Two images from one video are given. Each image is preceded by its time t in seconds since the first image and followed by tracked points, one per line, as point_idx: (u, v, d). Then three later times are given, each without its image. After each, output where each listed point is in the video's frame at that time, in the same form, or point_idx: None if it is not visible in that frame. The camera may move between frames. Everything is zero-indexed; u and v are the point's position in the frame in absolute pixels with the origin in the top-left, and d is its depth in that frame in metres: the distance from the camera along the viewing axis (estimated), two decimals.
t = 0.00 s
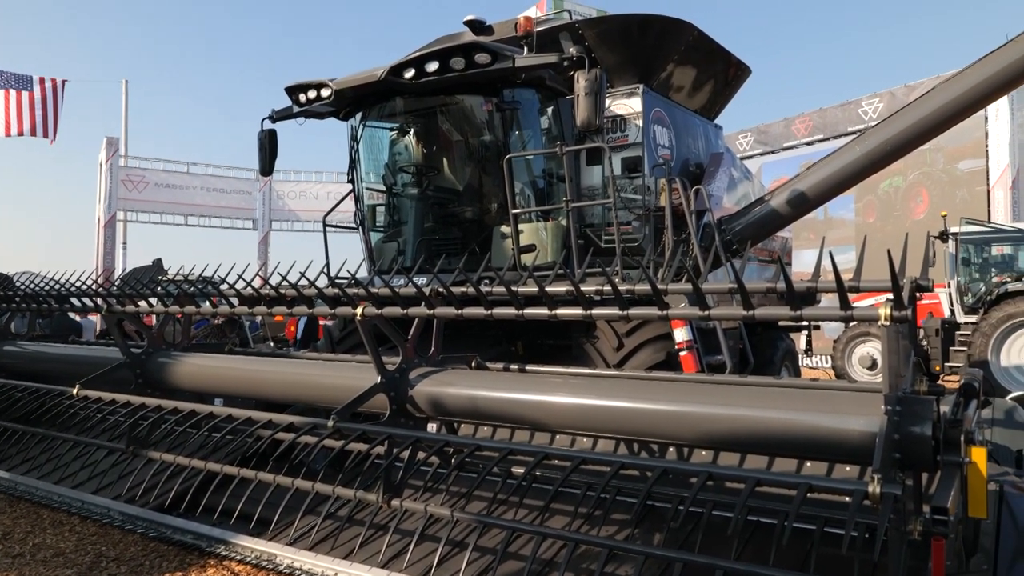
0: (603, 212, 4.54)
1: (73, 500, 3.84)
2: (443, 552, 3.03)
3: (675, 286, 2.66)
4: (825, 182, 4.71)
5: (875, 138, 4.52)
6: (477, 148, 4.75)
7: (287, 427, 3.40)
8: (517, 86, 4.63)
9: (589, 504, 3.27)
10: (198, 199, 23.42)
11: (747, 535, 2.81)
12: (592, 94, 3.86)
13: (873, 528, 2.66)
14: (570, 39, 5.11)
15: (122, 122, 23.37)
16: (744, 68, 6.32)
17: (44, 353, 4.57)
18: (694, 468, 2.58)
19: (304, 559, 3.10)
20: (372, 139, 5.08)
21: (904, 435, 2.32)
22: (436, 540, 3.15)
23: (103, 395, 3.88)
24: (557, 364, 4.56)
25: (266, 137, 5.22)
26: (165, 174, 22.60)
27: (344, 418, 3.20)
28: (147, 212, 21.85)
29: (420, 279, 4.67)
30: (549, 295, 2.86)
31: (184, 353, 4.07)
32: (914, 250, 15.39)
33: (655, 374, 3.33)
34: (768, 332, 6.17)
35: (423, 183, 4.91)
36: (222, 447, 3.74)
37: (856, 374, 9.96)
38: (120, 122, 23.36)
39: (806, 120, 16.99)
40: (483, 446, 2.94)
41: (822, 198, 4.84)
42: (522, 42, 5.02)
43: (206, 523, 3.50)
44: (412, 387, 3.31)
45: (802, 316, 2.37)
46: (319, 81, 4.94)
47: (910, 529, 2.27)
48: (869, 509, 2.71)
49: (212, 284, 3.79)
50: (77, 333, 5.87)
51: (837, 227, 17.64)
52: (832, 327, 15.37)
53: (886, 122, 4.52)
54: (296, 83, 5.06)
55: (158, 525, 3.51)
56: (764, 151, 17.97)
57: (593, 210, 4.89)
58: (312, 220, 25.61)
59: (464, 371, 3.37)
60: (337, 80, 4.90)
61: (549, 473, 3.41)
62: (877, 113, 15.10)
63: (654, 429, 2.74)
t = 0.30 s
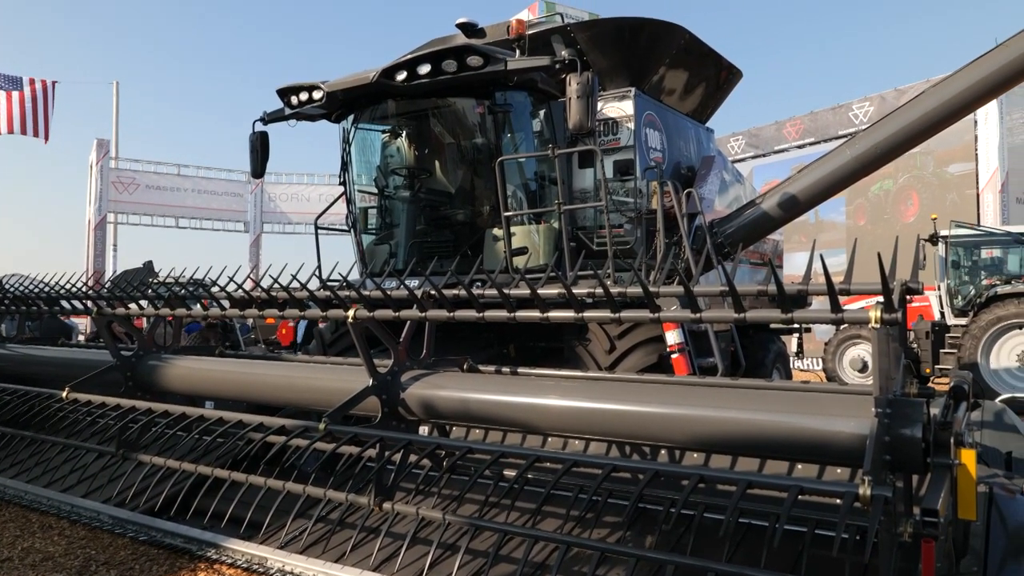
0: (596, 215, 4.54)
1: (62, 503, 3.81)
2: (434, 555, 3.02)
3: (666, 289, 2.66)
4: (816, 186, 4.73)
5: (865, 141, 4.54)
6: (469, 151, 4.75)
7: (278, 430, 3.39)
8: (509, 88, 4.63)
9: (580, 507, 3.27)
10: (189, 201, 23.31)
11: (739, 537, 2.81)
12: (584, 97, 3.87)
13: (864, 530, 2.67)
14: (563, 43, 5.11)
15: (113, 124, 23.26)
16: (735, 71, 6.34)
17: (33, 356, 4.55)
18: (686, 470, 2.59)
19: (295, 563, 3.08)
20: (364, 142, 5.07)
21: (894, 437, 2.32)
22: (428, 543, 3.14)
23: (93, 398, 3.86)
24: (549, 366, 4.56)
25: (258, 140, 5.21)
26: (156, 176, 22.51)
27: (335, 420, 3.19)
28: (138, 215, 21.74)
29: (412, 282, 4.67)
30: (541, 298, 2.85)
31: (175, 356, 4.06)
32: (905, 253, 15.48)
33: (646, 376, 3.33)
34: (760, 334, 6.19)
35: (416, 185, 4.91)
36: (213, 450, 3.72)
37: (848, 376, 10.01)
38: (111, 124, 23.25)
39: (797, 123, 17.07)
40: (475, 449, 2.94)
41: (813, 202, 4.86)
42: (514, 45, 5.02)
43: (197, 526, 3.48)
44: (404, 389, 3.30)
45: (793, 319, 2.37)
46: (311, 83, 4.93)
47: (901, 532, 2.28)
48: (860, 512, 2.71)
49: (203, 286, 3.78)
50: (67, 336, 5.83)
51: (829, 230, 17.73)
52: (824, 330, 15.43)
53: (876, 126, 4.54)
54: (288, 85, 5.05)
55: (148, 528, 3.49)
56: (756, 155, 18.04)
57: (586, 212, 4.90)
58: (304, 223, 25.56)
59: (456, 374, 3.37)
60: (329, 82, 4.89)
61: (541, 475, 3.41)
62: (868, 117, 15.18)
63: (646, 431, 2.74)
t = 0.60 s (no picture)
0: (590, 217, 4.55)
1: (55, 505, 3.80)
2: (429, 557, 3.02)
3: (661, 291, 2.66)
4: (810, 187, 4.75)
5: (859, 143, 4.56)
6: (463, 153, 4.75)
7: (272, 431, 3.38)
8: (504, 90, 4.63)
9: (575, 509, 3.27)
10: (183, 202, 23.26)
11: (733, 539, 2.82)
12: (579, 98, 3.87)
13: (857, 531, 2.67)
14: (557, 45, 5.11)
15: (107, 125, 23.19)
16: (729, 73, 6.35)
17: (26, 357, 4.53)
18: (680, 471, 2.59)
19: (289, 565, 3.07)
20: (359, 143, 5.07)
21: (888, 439, 2.33)
22: (422, 545, 3.13)
23: (86, 400, 3.85)
24: (543, 368, 4.56)
25: (252, 141, 5.21)
26: (150, 177, 22.44)
27: (330, 422, 3.18)
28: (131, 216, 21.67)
29: (406, 283, 4.67)
30: (536, 300, 2.85)
31: (169, 358, 4.05)
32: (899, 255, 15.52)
33: (640, 377, 3.33)
34: (754, 336, 6.20)
35: (410, 187, 4.90)
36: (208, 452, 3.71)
37: (842, 378, 10.03)
38: (105, 125, 23.18)
39: (791, 126, 17.13)
40: (469, 451, 2.94)
41: (807, 203, 4.88)
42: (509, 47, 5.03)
43: (190, 528, 3.47)
44: (399, 391, 3.30)
45: (786, 320, 2.37)
46: (305, 85, 4.93)
47: (894, 532, 2.28)
48: (854, 513, 2.72)
49: (198, 287, 3.77)
50: (60, 338, 5.81)
51: (823, 232, 17.78)
52: (819, 331, 15.46)
53: (870, 128, 4.56)
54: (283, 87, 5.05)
55: (142, 530, 3.48)
56: (750, 157, 18.09)
57: (580, 214, 4.90)
58: (299, 225, 25.52)
59: (451, 375, 3.36)
60: (324, 84, 4.88)
61: (535, 477, 3.40)
62: (862, 119, 15.24)
63: (641, 433, 2.74)
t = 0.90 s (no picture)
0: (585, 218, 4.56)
1: (48, 507, 3.78)
2: (423, 559, 3.02)
3: (655, 292, 2.66)
4: (804, 189, 4.76)
5: (852, 145, 4.57)
6: (458, 154, 4.75)
7: (266, 433, 3.38)
8: (498, 91, 4.63)
9: (569, 510, 3.27)
10: (176, 203, 23.20)
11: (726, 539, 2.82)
12: (573, 99, 3.88)
13: (850, 531, 2.68)
14: (552, 46, 5.09)
15: (99, 125, 23.11)
16: (723, 74, 6.36)
17: (19, 358, 4.52)
18: (674, 472, 2.59)
19: (283, 566, 3.07)
20: (353, 144, 5.06)
21: (881, 440, 2.34)
22: (417, 546, 3.13)
23: (79, 402, 3.83)
24: (537, 369, 4.56)
25: (246, 142, 5.19)
26: (143, 177, 22.38)
27: (324, 423, 3.17)
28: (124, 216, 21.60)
29: (401, 284, 4.67)
30: (530, 301, 2.85)
31: (163, 359, 4.04)
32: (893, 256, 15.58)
33: (634, 378, 3.34)
34: (748, 337, 6.21)
35: (405, 188, 4.90)
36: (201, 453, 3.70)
37: (835, 379, 10.07)
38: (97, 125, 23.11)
39: (785, 127, 17.18)
40: (464, 452, 2.94)
41: (801, 204, 4.89)
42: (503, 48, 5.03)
43: (184, 530, 3.46)
44: (393, 392, 3.29)
45: (781, 322, 2.37)
46: (299, 85, 4.92)
47: (888, 533, 2.29)
48: (847, 513, 2.73)
49: (191, 288, 3.76)
50: (53, 339, 5.79)
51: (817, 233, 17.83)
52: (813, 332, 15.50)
53: (864, 129, 4.57)
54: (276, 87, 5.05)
55: (135, 532, 3.47)
56: (744, 158, 18.13)
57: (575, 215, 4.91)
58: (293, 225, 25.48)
59: (445, 377, 3.36)
60: (318, 84, 4.87)
61: (529, 478, 3.40)
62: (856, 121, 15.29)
63: (635, 434, 2.74)
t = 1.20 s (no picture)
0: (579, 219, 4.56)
1: (39, 509, 3.77)
2: (416, 560, 3.01)
3: (649, 293, 2.66)
4: (797, 190, 4.77)
5: (845, 146, 4.59)
6: (452, 155, 4.75)
7: (259, 434, 3.37)
8: (492, 92, 4.63)
9: (563, 511, 3.27)
10: (169, 203, 23.14)
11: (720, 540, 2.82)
12: (567, 100, 3.88)
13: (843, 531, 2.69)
14: (546, 47, 5.17)
15: (92, 125, 23.05)
16: (717, 76, 6.39)
17: (10, 360, 4.49)
18: (667, 472, 2.59)
19: (276, 568, 3.06)
20: (346, 144, 5.05)
21: (873, 440, 2.35)
22: (410, 547, 3.12)
23: (71, 403, 3.82)
24: (531, 370, 4.56)
25: (239, 142, 5.18)
26: (136, 177, 22.31)
27: (317, 424, 3.16)
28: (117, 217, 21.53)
29: (394, 285, 4.67)
30: (524, 302, 2.84)
31: (155, 360, 4.02)
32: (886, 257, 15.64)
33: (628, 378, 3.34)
34: (742, 338, 6.22)
35: (398, 188, 4.90)
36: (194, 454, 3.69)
37: (828, 380, 10.10)
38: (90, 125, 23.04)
39: (778, 128, 17.25)
40: (457, 453, 2.93)
41: (794, 205, 4.90)
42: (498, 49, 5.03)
43: (176, 531, 3.44)
44: (387, 393, 3.29)
45: (774, 322, 2.37)
46: (293, 85, 4.91)
47: (880, 533, 2.29)
48: (840, 513, 2.73)
49: (184, 289, 3.75)
50: (45, 340, 5.77)
51: (810, 234, 17.89)
52: (806, 333, 15.55)
53: (856, 130, 4.59)
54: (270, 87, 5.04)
55: (126, 534, 3.45)
56: (738, 159, 18.19)
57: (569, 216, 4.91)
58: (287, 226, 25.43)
59: (439, 378, 3.36)
60: (312, 84, 4.87)
61: (523, 479, 3.41)
62: (849, 122, 15.35)
63: (629, 435, 2.74)
